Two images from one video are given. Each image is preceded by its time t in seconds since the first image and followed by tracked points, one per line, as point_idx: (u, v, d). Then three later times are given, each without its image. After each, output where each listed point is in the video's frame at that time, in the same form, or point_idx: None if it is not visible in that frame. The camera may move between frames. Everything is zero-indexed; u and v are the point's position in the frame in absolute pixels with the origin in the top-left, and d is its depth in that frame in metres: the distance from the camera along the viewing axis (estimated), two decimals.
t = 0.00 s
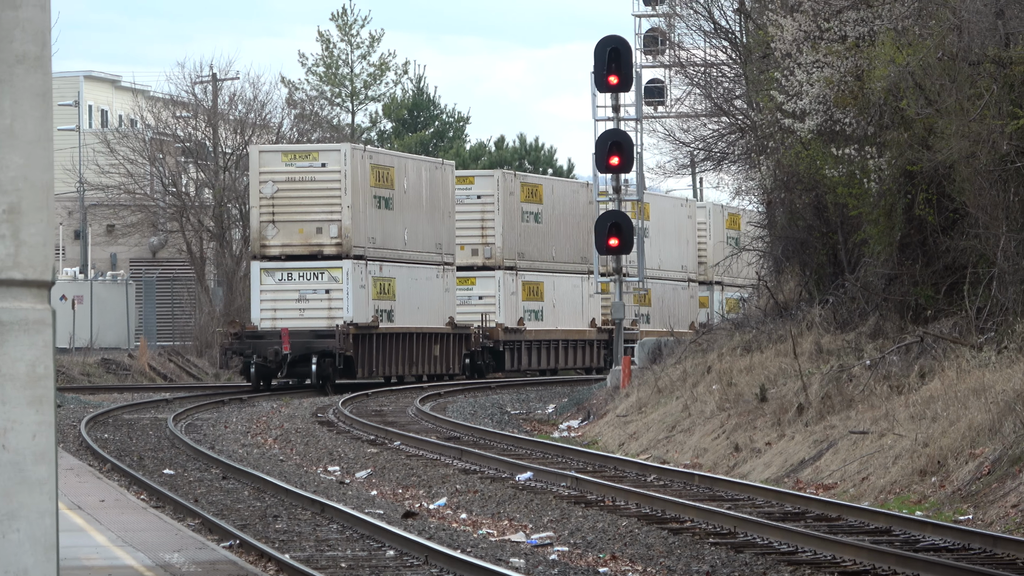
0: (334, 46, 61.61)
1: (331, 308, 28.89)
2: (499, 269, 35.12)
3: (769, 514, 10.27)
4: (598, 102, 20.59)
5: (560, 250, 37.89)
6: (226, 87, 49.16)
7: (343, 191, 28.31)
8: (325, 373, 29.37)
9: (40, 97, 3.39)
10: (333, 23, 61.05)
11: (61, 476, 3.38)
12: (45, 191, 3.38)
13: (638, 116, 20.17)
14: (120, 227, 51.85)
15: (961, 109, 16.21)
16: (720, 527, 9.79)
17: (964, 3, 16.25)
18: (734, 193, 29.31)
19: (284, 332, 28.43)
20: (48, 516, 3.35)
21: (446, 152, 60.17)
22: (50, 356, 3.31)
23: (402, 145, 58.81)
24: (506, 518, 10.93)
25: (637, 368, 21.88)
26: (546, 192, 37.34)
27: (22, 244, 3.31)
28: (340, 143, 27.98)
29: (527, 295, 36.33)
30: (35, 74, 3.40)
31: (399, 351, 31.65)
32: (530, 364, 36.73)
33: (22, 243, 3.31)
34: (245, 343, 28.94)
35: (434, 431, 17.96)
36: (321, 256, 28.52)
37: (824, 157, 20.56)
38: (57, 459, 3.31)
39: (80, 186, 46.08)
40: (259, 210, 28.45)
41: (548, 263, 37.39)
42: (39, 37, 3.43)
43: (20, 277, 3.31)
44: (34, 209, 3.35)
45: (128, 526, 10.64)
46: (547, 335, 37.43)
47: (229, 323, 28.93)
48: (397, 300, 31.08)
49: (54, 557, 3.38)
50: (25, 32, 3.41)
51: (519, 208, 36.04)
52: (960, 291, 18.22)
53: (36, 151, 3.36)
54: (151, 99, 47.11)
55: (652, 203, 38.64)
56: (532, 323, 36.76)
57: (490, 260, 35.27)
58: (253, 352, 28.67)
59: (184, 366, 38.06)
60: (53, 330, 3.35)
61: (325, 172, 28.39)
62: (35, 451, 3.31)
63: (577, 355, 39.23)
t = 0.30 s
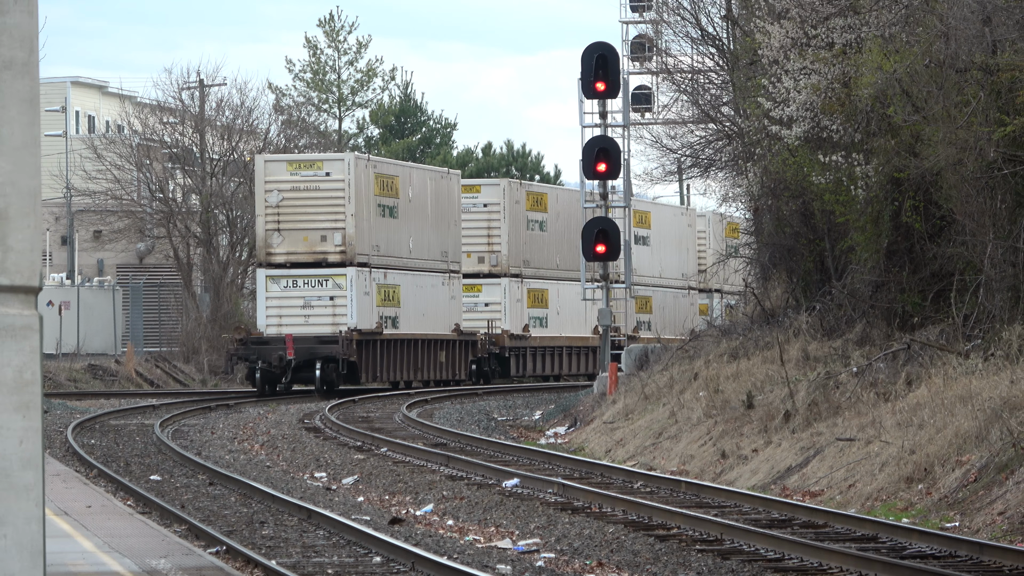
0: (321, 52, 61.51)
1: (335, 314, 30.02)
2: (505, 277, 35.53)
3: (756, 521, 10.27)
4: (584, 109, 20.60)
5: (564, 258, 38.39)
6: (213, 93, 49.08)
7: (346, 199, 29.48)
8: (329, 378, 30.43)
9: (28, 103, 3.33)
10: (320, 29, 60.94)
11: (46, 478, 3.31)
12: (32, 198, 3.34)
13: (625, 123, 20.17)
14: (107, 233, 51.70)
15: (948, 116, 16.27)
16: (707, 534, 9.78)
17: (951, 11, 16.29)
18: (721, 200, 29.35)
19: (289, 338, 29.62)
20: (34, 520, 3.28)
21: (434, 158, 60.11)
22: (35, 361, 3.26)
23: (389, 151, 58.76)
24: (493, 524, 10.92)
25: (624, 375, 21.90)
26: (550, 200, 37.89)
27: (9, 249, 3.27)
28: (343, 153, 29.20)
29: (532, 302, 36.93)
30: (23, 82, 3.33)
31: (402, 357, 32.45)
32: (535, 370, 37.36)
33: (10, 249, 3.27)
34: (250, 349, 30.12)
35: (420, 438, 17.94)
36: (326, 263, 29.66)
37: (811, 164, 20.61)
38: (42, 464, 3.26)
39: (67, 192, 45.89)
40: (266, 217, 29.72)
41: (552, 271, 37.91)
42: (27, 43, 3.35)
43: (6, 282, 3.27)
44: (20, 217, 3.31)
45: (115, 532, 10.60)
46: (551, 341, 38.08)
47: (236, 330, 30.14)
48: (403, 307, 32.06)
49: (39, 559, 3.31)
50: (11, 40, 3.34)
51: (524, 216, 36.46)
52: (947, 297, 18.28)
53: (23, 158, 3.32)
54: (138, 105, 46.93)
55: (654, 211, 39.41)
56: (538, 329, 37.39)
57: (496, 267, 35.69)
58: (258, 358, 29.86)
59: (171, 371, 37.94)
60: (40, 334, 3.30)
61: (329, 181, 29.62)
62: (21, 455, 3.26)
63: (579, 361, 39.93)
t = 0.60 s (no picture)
0: (312, 57, 61.47)
1: (344, 320, 30.37)
2: (514, 283, 36.63)
3: (746, 526, 10.26)
4: (575, 113, 20.61)
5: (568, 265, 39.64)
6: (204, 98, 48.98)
7: (355, 207, 29.72)
8: (337, 382, 30.87)
9: (17, 108, 3.24)
10: (310, 34, 60.93)
11: (36, 485, 3.20)
12: (21, 203, 3.24)
13: (616, 128, 20.17)
14: (97, 238, 51.59)
15: (940, 122, 16.32)
16: (697, 539, 9.77)
17: (941, 17, 16.33)
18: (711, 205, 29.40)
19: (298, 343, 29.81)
20: (25, 527, 3.16)
21: (425, 162, 60.10)
22: (27, 367, 3.16)
23: (380, 156, 58.76)
24: (483, 529, 10.90)
25: (614, 381, 21.90)
26: (557, 207, 38.97)
27: None
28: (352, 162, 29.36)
29: (539, 308, 37.99)
30: (12, 85, 3.25)
31: (412, 362, 33.24)
32: (541, 374, 38.19)
33: None
34: (259, 354, 30.16)
35: (410, 443, 17.91)
36: (334, 269, 29.92)
37: (802, 170, 20.64)
38: (34, 470, 3.15)
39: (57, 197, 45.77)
40: (275, 225, 29.84)
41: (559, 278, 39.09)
42: (17, 47, 3.26)
43: None
44: (8, 223, 3.20)
45: (106, 536, 10.56)
46: (557, 346, 39.15)
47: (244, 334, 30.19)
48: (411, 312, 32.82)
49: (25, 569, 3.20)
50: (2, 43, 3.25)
51: (533, 224, 37.60)
52: (937, 302, 18.32)
53: (13, 161, 3.23)
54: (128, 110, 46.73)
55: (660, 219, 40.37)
56: (544, 334, 38.48)
57: (504, 273, 36.77)
58: (267, 363, 29.96)
59: (161, 377, 37.86)
60: (29, 340, 3.19)
61: (338, 188, 29.75)
62: (10, 462, 3.14)
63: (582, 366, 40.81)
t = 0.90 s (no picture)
0: (307, 58, 61.43)
1: (357, 322, 31.01)
2: (526, 285, 36.96)
3: (741, 527, 10.26)
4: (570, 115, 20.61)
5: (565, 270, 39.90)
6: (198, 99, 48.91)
7: (369, 211, 30.31)
8: (351, 383, 31.48)
9: (11, 110, 3.24)
10: (305, 36, 60.89)
11: (31, 486, 3.19)
12: (16, 207, 3.24)
13: (610, 129, 20.18)
14: (92, 240, 51.49)
15: (934, 123, 16.33)
16: (693, 540, 9.77)
17: (935, 18, 16.34)
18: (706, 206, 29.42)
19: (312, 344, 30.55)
20: (20, 527, 3.17)
21: (420, 164, 60.10)
22: (21, 368, 3.14)
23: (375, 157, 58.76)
24: (479, 530, 10.90)
25: (609, 382, 21.92)
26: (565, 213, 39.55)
27: None
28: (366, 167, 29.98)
29: (552, 310, 38.47)
30: (7, 88, 3.25)
31: (425, 364, 33.65)
32: (552, 376, 38.54)
33: None
34: (274, 355, 30.79)
35: (404, 444, 17.90)
36: (349, 272, 30.61)
37: (796, 171, 20.65)
38: (28, 470, 3.14)
39: (51, 198, 45.73)
40: (291, 229, 30.52)
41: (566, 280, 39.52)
42: (11, 49, 3.25)
43: None
44: (4, 224, 3.22)
45: (101, 539, 10.55)
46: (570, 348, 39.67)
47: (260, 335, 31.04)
48: (426, 314, 33.11)
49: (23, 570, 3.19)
50: None
51: (544, 227, 38.05)
52: (931, 303, 18.36)
53: (9, 162, 3.24)
54: (122, 112, 46.63)
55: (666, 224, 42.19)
56: (557, 336, 38.97)
57: (517, 276, 37.08)
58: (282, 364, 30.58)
59: (156, 378, 37.84)
60: (23, 342, 3.17)
61: (352, 193, 30.39)
62: (6, 464, 3.13)
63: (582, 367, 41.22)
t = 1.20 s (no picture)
0: (308, 58, 61.43)
1: (378, 322, 31.64)
2: (544, 286, 37.41)
3: (744, 526, 10.26)
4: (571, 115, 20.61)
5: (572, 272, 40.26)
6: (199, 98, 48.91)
7: (388, 213, 30.77)
8: (372, 381, 32.29)
9: (12, 109, 3.24)
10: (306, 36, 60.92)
11: (34, 488, 3.19)
12: (18, 208, 3.24)
13: (611, 128, 20.18)
14: (93, 240, 51.49)
15: (935, 120, 16.31)
16: (695, 539, 9.76)
17: (936, 16, 16.33)
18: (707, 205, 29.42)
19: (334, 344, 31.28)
20: (22, 528, 3.17)
21: (421, 163, 60.10)
22: (23, 369, 3.14)
23: (376, 157, 58.76)
24: (481, 530, 10.91)
25: (611, 381, 21.93)
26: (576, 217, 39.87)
27: None
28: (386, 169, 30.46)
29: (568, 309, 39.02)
30: (8, 88, 3.25)
31: (445, 363, 34.20)
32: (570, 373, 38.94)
33: None
34: (297, 354, 31.53)
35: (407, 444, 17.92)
36: (369, 273, 31.17)
37: (797, 169, 20.65)
38: (30, 470, 3.15)
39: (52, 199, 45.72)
40: (312, 230, 31.05)
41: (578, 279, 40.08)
42: (12, 50, 3.26)
43: None
44: (7, 223, 3.22)
45: (103, 539, 10.56)
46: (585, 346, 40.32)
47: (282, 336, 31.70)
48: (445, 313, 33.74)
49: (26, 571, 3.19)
50: None
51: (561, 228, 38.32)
52: (933, 301, 18.39)
53: (9, 163, 3.24)
54: (123, 112, 46.60)
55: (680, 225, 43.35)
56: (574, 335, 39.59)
57: (535, 276, 37.45)
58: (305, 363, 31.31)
59: (158, 378, 37.89)
60: (25, 342, 3.18)
61: (372, 195, 30.89)
62: (8, 465, 3.13)
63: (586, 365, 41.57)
